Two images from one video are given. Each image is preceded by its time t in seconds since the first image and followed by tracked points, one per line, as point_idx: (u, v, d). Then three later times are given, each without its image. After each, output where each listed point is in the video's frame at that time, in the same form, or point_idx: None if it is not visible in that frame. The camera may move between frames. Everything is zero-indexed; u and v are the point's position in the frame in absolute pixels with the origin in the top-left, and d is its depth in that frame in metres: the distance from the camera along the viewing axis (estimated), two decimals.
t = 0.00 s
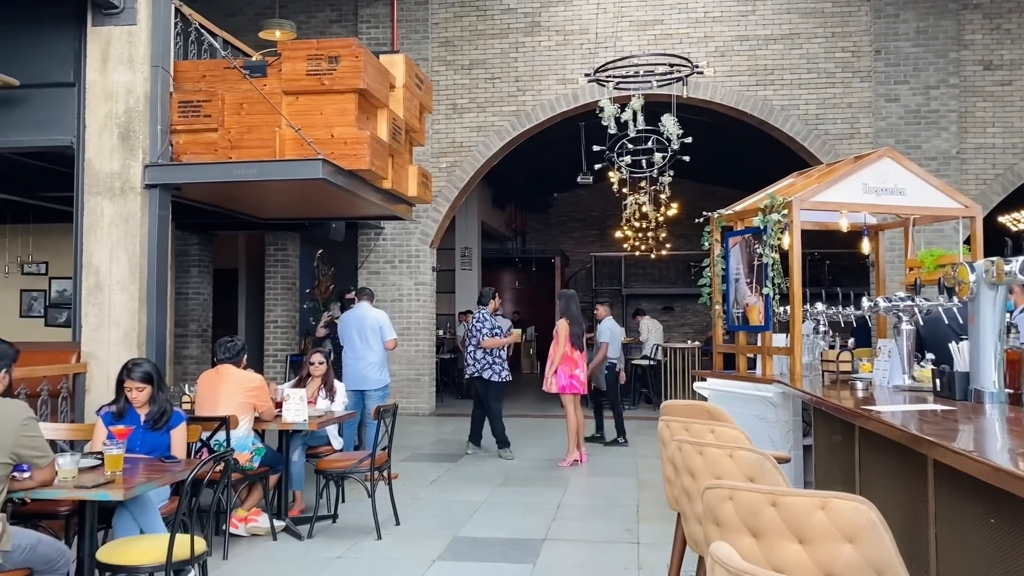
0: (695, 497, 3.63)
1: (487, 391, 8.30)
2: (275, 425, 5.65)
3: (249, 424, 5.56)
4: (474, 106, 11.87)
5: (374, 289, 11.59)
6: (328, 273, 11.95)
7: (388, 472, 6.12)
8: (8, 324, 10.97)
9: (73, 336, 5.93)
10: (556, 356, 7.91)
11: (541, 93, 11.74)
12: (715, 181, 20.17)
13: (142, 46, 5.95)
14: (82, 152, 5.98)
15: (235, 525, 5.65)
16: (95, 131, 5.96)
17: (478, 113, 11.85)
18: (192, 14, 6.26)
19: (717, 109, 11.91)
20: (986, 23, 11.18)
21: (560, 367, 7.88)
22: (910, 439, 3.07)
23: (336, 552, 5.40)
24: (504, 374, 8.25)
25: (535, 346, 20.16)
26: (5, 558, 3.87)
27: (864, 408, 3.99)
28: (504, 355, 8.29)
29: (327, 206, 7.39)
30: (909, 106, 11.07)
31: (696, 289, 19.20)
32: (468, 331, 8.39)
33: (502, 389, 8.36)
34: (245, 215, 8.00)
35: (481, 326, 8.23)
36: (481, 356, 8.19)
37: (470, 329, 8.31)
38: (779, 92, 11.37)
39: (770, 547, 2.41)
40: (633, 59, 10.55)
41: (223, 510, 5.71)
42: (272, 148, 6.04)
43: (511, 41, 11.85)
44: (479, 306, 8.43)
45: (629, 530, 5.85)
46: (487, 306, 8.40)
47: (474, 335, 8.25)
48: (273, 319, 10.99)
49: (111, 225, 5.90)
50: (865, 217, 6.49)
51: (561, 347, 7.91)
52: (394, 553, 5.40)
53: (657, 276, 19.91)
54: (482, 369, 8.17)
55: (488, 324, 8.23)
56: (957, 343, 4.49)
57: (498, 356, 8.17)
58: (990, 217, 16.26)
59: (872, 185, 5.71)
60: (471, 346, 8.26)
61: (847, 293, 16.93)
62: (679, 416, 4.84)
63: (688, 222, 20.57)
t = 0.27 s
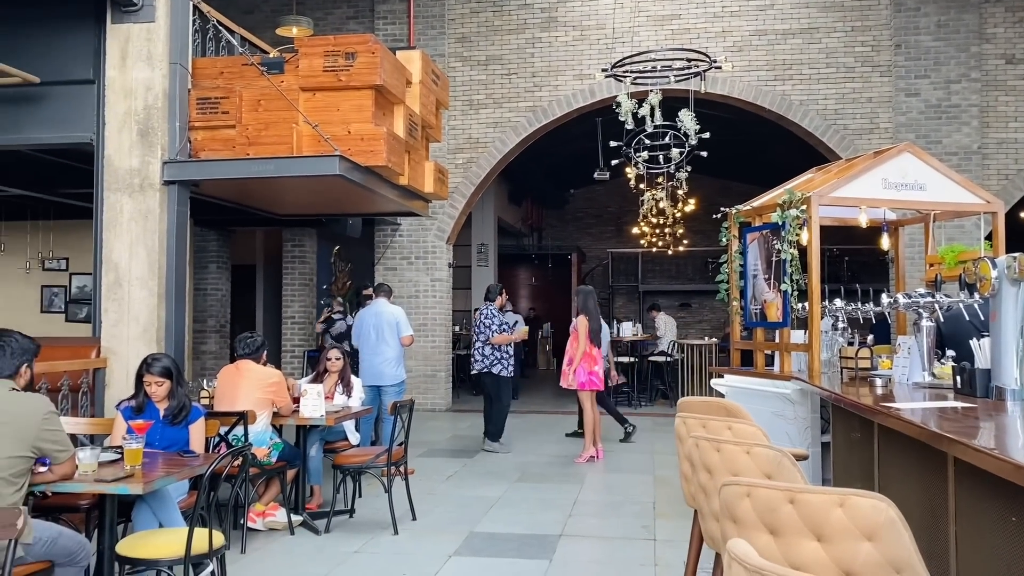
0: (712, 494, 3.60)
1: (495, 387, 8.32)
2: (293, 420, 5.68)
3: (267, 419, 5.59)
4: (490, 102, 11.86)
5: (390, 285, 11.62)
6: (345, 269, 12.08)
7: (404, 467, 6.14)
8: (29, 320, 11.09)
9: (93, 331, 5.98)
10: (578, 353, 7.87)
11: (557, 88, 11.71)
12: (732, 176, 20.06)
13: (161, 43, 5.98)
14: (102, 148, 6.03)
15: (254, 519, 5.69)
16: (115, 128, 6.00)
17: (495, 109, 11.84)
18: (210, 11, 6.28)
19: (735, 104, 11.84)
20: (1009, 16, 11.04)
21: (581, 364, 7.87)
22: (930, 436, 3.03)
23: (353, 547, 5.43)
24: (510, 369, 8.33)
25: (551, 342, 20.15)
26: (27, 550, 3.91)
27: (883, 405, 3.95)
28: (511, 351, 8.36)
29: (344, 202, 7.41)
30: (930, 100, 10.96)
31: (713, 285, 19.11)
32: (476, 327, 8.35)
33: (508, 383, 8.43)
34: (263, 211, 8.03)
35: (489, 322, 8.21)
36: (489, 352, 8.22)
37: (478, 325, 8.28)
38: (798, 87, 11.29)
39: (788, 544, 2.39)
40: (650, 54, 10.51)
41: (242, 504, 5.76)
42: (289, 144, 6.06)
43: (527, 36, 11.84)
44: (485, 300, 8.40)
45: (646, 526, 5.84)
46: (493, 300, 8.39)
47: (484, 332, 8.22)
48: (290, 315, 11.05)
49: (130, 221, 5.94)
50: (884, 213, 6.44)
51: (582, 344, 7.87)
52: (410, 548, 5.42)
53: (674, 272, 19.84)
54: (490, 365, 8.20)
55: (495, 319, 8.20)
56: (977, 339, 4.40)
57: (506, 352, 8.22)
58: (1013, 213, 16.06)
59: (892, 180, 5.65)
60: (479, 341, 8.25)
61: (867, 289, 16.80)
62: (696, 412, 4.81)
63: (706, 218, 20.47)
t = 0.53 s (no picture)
0: (731, 492, 3.59)
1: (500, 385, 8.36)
2: (311, 415, 5.72)
3: (285, 414, 5.63)
4: (507, 98, 11.86)
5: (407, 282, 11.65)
6: (363, 266, 11.90)
7: (422, 463, 6.15)
8: (52, 316, 11.22)
9: (115, 327, 6.04)
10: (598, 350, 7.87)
11: (574, 85, 11.69)
12: (751, 172, 19.94)
13: (180, 41, 6.02)
14: (123, 146, 6.08)
15: (272, 514, 5.71)
16: (135, 126, 6.06)
17: (512, 106, 11.84)
18: (229, 9, 6.31)
19: (754, 100, 11.76)
20: None
21: (601, 361, 7.85)
22: (951, 434, 3.00)
23: (371, 542, 5.45)
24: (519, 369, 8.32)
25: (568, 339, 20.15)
26: (50, 543, 3.95)
27: (903, 402, 3.92)
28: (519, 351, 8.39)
29: (362, 199, 7.44)
30: (951, 95, 10.85)
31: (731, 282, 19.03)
32: (485, 326, 8.39)
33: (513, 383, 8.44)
34: (282, 208, 8.06)
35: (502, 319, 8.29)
36: (499, 350, 8.23)
37: (488, 323, 8.32)
38: (817, 82, 11.21)
39: (807, 542, 2.37)
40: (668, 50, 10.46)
41: (261, 499, 5.79)
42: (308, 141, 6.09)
43: (545, 32, 11.82)
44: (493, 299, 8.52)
45: (663, 524, 5.82)
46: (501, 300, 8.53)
47: (497, 329, 8.28)
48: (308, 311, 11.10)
49: (150, 218, 5.99)
50: (905, 209, 6.39)
51: (603, 341, 7.88)
52: (427, 543, 5.44)
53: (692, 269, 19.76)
54: (500, 363, 8.20)
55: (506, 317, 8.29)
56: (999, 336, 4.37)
57: (517, 350, 8.26)
58: None
59: (912, 176, 5.61)
60: (490, 340, 8.28)
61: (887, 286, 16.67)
62: (715, 409, 4.79)
63: (724, 214, 20.37)
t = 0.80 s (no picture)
0: (750, 490, 3.57)
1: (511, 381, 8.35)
2: (331, 412, 5.76)
3: (305, 411, 5.67)
4: (526, 96, 11.85)
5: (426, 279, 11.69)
6: (383, 263, 11.84)
7: (441, 460, 6.17)
8: (75, 313, 11.35)
9: (137, 324, 6.10)
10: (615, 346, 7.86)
11: (593, 82, 11.66)
12: (771, 169, 19.82)
13: (201, 40, 6.07)
14: (145, 145, 6.14)
15: (293, 510, 5.76)
16: (157, 125, 6.11)
17: (531, 103, 11.83)
18: (250, 9, 6.35)
19: (774, 97, 11.68)
20: None
21: (620, 359, 7.83)
22: (974, 433, 2.98)
23: (390, 538, 5.48)
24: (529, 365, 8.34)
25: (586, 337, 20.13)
26: (74, 537, 4.01)
27: (925, 402, 3.89)
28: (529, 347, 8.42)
29: (380, 197, 7.46)
30: (975, 91, 10.74)
31: (751, 280, 18.94)
32: (496, 323, 8.45)
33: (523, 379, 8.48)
34: (303, 206, 8.11)
35: (512, 315, 8.43)
36: (511, 346, 8.27)
37: (500, 320, 8.40)
38: (838, 78, 11.12)
39: (827, 540, 2.37)
40: (687, 46, 10.42)
41: (281, 495, 5.84)
42: (328, 140, 6.12)
43: (563, 30, 11.80)
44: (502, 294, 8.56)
45: (682, 522, 5.81)
46: (510, 295, 8.58)
47: (510, 325, 8.36)
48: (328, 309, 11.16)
49: (172, 216, 6.05)
50: (927, 206, 6.33)
51: (619, 337, 7.85)
52: (446, 540, 5.46)
53: (711, 266, 19.69)
54: (511, 360, 8.23)
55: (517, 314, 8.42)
56: None
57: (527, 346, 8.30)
58: None
59: (935, 173, 5.55)
60: (501, 336, 8.32)
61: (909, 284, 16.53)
62: (734, 407, 4.77)
63: (744, 212, 20.26)
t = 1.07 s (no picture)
0: (769, 490, 3.55)
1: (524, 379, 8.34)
2: (349, 409, 5.78)
3: (324, 408, 5.69)
4: (543, 94, 11.85)
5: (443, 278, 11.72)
6: (401, 262, 11.42)
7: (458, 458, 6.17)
8: (97, 311, 11.47)
9: (158, 323, 6.15)
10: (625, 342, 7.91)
11: (611, 79, 11.63)
12: (791, 167, 19.70)
13: (221, 40, 6.11)
14: (165, 144, 6.18)
15: (311, 507, 5.81)
16: (177, 124, 6.15)
17: (548, 101, 11.82)
18: (269, 8, 6.39)
19: (793, 93, 11.61)
20: None
21: (634, 356, 7.79)
22: (996, 432, 2.94)
23: (408, 536, 5.50)
24: (544, 362, 8.37)
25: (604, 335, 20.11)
26: (96, 533, 4.05)
27: (947, 400, 3.85)
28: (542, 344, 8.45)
29: (398, 195, 7.48)
30: (998, 87, 10.64)
31: (770, 278, 18.85)
32: (508, 321, 8.43)
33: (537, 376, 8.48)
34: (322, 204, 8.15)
35: (524, 313, 8.39)
36: (525, 344, 8.27)
37: (512, 318, 8.38)
38: (859, 75, 11.03)
39: (847, 540, 2.35)
40: (706, 43, 10.37)
41: (300, 492, 5.89)
42: (346, 138, 6.14)
43: (581, 27, 11.78)
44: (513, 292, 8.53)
45: (701, 521, 5.79)
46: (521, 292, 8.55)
47: (523, 323, 8.34)
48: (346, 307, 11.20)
49: (192, 214, 6.09)
50: (949, 203, 6.26)
51: (628, 333, 7.90)
52: (464, 537, 5.47)
53: (730, 264, 19.61)
54: (526, 357, 8.25)
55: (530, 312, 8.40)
56: None
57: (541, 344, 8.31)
58: None
59: (957, 170, 5.50)
60: (515, 334, 8.31)
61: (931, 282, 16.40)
62: (753, 406, 4.75)
63: (763, 209, 20.15)
